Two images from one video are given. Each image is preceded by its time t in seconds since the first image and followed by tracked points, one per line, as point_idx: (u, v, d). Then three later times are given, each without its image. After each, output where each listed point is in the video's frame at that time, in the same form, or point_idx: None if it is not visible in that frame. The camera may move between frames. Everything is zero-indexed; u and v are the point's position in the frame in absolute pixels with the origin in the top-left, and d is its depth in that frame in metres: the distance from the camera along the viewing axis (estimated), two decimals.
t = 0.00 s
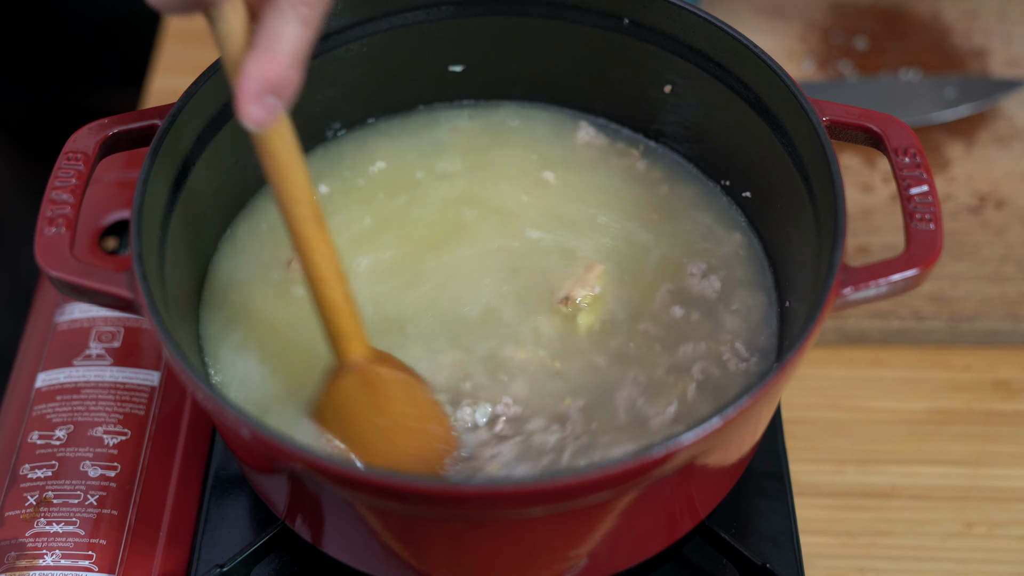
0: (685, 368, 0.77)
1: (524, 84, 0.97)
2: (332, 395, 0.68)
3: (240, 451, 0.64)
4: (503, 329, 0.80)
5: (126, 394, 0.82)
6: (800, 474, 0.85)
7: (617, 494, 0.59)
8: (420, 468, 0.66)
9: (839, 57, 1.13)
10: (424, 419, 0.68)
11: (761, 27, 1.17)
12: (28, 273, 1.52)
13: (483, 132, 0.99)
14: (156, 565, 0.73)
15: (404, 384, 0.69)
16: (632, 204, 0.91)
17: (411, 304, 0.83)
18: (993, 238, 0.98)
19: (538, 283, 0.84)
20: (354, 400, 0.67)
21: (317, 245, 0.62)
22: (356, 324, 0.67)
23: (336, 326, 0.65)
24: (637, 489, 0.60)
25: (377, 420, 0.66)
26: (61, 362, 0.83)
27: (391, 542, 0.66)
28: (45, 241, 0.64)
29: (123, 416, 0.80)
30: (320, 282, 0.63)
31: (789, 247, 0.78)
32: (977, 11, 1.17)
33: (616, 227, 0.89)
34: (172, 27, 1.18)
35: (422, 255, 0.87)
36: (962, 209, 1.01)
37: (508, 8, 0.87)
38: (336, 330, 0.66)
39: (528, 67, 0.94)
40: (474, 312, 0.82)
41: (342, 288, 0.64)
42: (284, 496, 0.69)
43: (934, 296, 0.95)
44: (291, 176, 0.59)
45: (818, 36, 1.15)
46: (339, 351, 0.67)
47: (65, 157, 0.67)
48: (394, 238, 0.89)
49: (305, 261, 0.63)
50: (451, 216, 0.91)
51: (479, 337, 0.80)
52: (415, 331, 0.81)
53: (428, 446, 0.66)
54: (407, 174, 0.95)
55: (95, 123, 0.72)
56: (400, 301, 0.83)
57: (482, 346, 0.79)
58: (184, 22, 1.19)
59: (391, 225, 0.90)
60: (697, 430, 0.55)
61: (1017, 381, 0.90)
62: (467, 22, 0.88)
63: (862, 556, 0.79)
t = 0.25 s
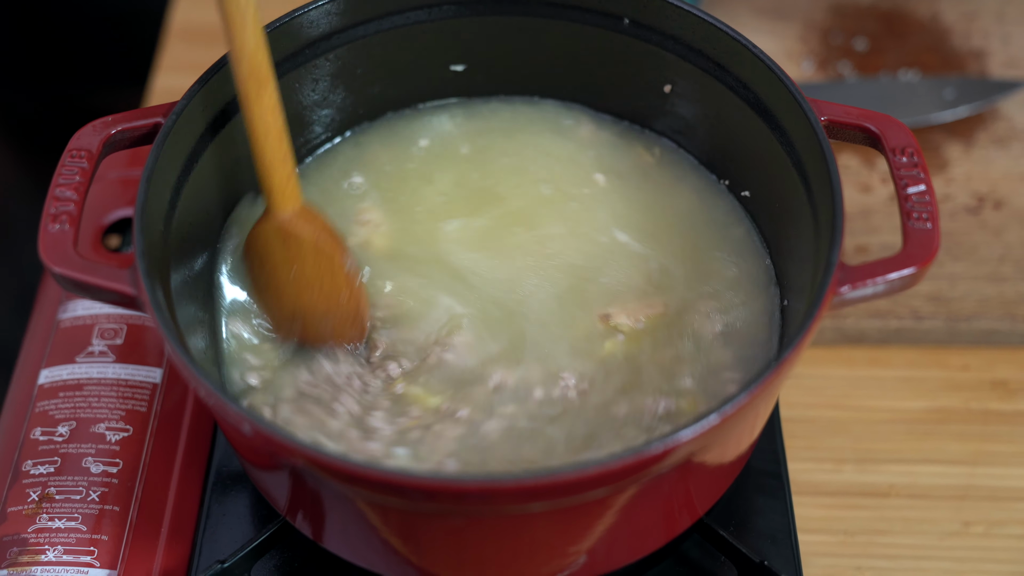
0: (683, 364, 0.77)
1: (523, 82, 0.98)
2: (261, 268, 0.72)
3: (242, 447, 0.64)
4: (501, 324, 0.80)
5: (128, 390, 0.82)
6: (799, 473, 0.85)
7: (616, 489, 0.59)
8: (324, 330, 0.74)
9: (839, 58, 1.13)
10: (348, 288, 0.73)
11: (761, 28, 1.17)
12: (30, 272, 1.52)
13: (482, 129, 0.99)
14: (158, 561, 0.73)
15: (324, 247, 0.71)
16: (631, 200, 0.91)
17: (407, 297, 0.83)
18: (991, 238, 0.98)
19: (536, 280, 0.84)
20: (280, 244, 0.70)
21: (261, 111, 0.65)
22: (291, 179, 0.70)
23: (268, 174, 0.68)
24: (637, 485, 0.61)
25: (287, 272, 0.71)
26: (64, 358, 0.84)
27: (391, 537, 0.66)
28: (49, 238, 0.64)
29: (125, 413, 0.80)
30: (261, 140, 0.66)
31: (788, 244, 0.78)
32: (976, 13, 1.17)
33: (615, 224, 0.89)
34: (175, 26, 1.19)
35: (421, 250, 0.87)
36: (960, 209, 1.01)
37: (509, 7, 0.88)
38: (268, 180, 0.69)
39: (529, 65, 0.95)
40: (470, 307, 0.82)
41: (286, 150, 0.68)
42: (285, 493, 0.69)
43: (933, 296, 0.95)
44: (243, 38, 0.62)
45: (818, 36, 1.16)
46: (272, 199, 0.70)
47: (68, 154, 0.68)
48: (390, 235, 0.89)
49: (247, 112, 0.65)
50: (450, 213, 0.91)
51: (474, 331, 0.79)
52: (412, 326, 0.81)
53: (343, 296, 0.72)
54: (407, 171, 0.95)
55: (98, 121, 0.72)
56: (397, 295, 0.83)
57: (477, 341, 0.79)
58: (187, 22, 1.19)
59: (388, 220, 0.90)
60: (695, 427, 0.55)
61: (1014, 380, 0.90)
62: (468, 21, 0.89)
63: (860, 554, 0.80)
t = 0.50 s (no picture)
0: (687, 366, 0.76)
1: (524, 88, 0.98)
2: (423, 158, 0.88)
3: (245, 450, 0.64)
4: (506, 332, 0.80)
5: (132, 395, 0.82)
6: (800, 478, 0.85)
7: (617, 492, 0.59)
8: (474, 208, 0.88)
9: (840, 65, 1.14)
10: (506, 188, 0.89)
11: (763, 35, 1.18)
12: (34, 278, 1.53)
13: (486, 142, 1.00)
14: (160, 564, 0.73)
15: (470, 149, 0.88)
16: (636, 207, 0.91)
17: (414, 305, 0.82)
18: (993, 244, 0.98)
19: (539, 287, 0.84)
20: (438, 149, 0.87)
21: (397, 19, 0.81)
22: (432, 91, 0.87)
23: (416, 90, 0.86)
24: (637, 488, 0.61)
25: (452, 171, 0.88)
26: (68, 363, 0.84)
27: (391, 540, 0.66)
28: (54, 242, 0.65)
29: (129, 417, 0.81)
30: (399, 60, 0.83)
31: (789, 247, 0.78)
32: (978, 20, 1.18)
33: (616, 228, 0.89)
34: (180, 33, 1.20)
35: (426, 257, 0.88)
36: (961, 215, 1.02)
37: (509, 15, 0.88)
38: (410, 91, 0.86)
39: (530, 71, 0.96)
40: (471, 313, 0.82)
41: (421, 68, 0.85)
42: (287, 497, 0.69)
43: (934, 301, 0.95)
44: None
45: (820, 43, 1.16)
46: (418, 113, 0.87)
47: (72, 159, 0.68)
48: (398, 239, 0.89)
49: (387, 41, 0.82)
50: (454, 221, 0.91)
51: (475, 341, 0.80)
52: (413, 330, 0.81)
53: (494, 204, 0.89)
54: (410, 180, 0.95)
55: (103, 127, 0.73)
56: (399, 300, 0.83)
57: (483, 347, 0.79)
58: (192, 29, 1.20)
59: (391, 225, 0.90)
60: (694, 429, 0.55)
61: (1015, 386, 0.90)
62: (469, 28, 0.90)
63: (861, 559, 0.80)
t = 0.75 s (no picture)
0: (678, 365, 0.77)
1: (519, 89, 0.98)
2: (565, 223, 0.83)
3: (239, 449, 0.65)
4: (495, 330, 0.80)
5: (126, 394, 0.83)
6: (793, 478, 0.86)
7: (609, 490, 0.60)
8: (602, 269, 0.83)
9: (836, 67, 1.14)
10: (627, 224, 0.83)
11: (759, 37, 1.18)
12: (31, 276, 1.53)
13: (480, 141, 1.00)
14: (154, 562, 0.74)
15: (632, 201, 0.84)
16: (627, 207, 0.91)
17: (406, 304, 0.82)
18: (986, 246, 0.99)
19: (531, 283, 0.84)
20: (598, 214, 0.82)
21: (523, 83, 0.80)
22: (576, 161, 0.83)
23: (559, 159, 0.82)
24: (629, 486, 0.61)
25: (593, 241, 0.82)
26: (63, 362, 0.84)
27: (384, 539, 0.67)
28: (48, 241, 0.65)
29: (123, 417, 0.81)
30: (540, 127, 0.82)
31: (781, 248, 0.78)
32: (973, 23, 1.18)
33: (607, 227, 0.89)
34: (179, 34, 1.20)
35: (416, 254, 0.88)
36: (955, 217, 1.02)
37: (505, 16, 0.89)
38: (557, 165, 0.83)
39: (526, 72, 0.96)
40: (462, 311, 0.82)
41: (564, 142, 0.82)
42: (280, 495, 0.69)
43: (927, 302, 0.95)
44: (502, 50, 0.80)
45: (815, 45, 1.17)
46: (566, 183, 0.83)
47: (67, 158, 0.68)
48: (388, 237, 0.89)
49: (521, 112, 0.81)
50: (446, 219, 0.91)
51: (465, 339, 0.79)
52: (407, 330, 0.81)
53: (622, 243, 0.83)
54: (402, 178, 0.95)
55: (98, 126, 0.73)
56: (390, 298, 0.83)
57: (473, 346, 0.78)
58: (191, 30, 1.20)
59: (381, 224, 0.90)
60: (685, 428, 0.56)
61: (1007, 387, 0.91)
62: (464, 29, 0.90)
63: (853, 558, 0.80)
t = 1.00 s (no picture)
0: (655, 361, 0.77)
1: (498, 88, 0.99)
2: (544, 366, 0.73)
3: (219, 446, 0.65)
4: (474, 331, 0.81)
5: (105, 390, 0.83)
6: (770, 473, 0.87)
7: (586, 486, 0.60)
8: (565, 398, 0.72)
9: (815, 67, 1.15)
10: (603, 363, 0.73)
11: (739, 36, 1.19)
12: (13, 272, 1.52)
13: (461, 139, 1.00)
14: (133, 558, 0.74)
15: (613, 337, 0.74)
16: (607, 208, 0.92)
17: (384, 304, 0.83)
18: (962, 244, 1.00)
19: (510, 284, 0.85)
20: (574, 352, 0.72)
21: (499, 225, 0.70)
22: (551, 292, 0.73)
23: (536, 299, 0.72)
24: (605, 482, 0.62)
25: (566, 379, 0.72)
26: (41, 358, 0.84)
27: (362, 534, 0.67)
28: (26, 237, 0.65)
29: (103, 413, 0.81)
30: (518, 267, 0.71)
31: (758, 246, 0.79)
32: (950, 23, 1.19)
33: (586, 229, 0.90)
34: (159, 30, 1.20)
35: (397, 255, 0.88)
36: (932, 215, 1.03)
37: (485, 15, 0.89)
38: (539, 305, 0.73)
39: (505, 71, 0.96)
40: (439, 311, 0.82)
41: (545, 282, 0.72)
42: (260, 491, 0.69)
43: (903, 300, 0.97)
44: (465, 169, 0.69)
45: (795, 45, 1.17)
46: (545, 321, 0.73)
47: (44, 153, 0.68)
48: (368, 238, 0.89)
49: (498, 252, 0.71)
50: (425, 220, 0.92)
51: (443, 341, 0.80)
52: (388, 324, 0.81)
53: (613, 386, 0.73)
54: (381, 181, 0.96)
55: (77, 122, 0.73)
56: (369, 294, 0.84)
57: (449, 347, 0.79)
58: (171, 26, 1.20)
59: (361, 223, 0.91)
60: (661, 424, 0.56)
61: (982, 383, 0.92)
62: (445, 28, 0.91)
63: (829, 552, 0.81)
